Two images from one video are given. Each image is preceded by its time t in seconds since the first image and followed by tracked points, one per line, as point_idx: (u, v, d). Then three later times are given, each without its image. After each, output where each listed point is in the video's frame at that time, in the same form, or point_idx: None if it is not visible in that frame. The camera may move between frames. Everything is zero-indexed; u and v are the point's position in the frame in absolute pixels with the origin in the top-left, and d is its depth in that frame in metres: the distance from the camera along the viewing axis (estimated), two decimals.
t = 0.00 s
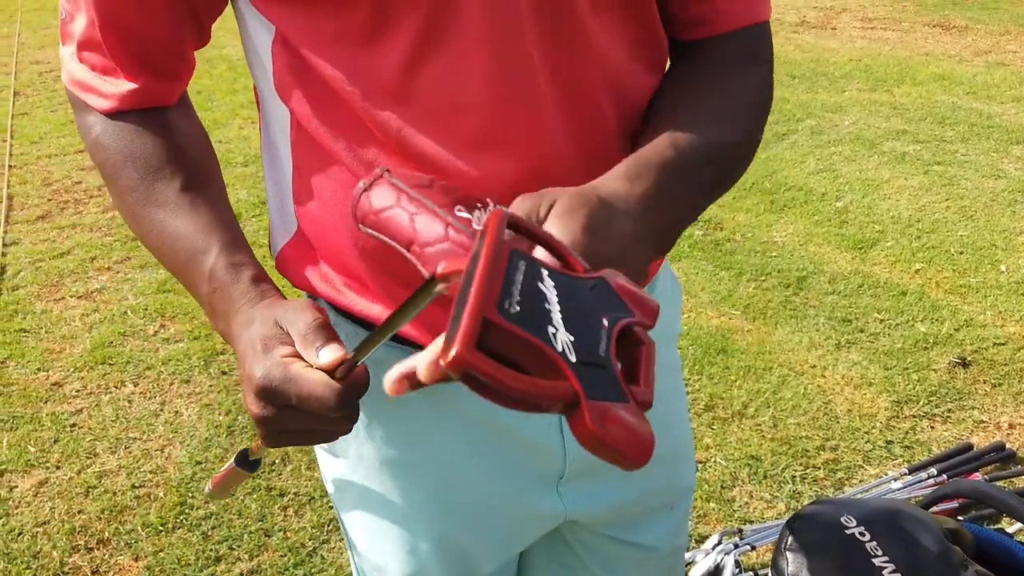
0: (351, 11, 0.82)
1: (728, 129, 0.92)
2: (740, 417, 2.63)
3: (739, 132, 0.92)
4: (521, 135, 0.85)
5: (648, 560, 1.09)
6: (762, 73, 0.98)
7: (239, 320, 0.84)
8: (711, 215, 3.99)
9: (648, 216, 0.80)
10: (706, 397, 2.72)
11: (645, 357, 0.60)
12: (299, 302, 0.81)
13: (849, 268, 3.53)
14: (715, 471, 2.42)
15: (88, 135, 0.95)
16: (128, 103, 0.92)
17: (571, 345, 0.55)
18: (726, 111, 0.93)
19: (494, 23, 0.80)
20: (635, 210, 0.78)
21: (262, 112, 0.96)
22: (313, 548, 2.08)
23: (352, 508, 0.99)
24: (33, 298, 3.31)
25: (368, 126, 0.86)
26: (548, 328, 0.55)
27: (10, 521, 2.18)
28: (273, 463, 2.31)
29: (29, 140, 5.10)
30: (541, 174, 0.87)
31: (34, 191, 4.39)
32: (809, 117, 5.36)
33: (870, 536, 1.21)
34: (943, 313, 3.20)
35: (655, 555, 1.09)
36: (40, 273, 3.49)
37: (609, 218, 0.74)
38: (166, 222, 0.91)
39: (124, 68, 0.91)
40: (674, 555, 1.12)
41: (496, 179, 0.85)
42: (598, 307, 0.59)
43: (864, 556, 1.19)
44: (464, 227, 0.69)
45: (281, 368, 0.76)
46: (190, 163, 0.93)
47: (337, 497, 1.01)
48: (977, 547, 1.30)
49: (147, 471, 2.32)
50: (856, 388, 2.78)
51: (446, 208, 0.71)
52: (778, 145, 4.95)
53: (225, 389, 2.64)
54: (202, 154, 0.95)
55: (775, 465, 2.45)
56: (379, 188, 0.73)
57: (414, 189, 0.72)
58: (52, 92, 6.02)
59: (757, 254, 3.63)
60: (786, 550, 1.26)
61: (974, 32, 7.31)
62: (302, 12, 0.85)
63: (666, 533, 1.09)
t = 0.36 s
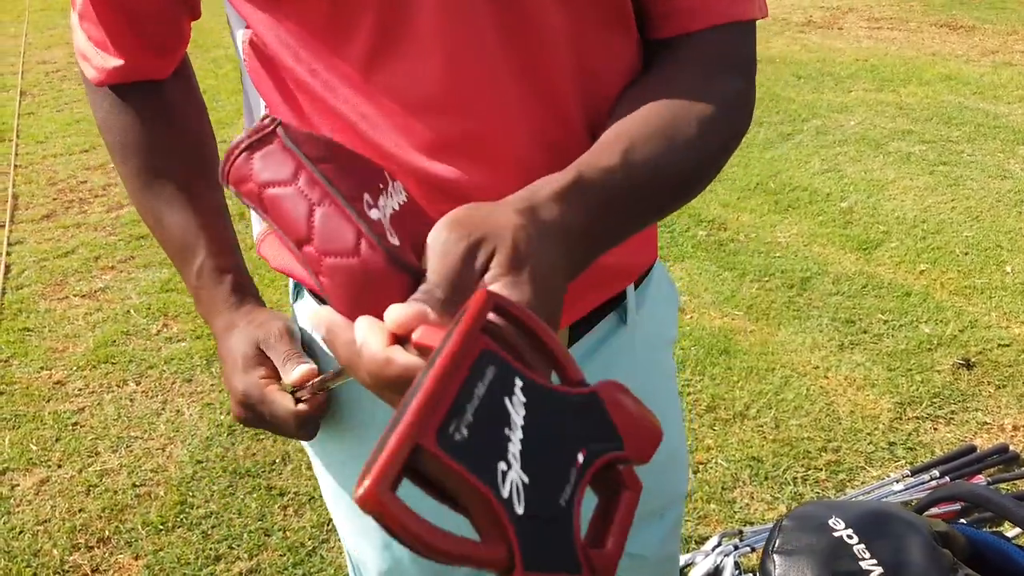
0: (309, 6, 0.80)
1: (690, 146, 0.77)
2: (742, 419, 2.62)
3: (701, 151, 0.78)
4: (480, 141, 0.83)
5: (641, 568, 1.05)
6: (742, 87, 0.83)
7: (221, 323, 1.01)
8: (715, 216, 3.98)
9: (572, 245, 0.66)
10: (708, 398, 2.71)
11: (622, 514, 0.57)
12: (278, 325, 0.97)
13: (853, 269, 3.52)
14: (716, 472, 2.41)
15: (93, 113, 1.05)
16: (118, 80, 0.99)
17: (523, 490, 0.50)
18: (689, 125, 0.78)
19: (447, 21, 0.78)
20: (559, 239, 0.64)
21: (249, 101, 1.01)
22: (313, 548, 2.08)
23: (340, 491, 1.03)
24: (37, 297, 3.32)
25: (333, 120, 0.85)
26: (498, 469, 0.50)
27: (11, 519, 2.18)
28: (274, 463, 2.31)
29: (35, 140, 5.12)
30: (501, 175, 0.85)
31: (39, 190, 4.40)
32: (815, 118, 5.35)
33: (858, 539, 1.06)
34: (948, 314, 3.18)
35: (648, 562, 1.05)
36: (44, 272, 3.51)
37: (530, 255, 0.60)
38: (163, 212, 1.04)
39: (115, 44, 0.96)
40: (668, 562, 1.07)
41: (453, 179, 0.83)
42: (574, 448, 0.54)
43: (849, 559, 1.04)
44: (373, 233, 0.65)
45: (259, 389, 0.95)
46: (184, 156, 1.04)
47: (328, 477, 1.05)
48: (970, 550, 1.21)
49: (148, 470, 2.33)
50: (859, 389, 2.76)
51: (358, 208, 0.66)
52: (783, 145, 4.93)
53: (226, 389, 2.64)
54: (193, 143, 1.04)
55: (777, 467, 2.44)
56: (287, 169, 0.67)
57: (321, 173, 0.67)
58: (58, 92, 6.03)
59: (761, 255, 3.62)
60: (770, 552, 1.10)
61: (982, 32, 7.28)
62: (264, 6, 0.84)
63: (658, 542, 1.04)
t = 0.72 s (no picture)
0: (271, 5, 0.79)
1: (620, 164, 0.64)
2: (745, 419, 2.61)
3: (645, 166, 0.65)
4: (444, 140, 0.80)
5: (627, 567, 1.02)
6: (698, 85, 0.69)
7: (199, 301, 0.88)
8: (721, 216, 3.97)
9: (457, 289, 0.56)
10: (711, 398, 2.70)
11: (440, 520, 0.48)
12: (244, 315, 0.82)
13: (859, 269, 3.50)
14: (718, 472, 2.40)
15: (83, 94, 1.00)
16: (101, 61, 0.95)
17: None
18: (623, 130, 0.65)
19: (408, 18, 0.75)
20: (437, 285, 0.55)
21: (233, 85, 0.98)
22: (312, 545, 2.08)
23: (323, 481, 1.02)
24: (44, 293, 3.33)
25: (302, 114, 0.84)
26: None
27: (14, 514, 2.19)
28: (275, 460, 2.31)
29: (44, 138, 5.15)
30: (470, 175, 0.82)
31: (48, 188, 4.42)
32: (823, 117, 5.32)
33: (844, 537, 1.15)
34: (954, 315, 3.16)
35: (634, 562, 1.02)
36: (51, 268, 3.52)
37: (384, 307, 0.52)
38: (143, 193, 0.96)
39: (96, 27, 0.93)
40: (657, 564, 1.04)
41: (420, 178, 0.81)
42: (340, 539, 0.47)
43: (835, 557, 1.13)
44: (223, 300, 0.67)
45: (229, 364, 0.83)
46: (168, 135, 0.97)
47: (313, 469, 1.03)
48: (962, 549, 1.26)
49: (150, 467, 2.33)
50: (863, 390, 2.75)
51: (216, 280, 0.69)
52: (790, 144, 4.92)
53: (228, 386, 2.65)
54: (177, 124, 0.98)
55: (779, 467, 2.42)
56: (158, 246, 0.72)
57: (186, 250, 0.71)
58: (68, 91, 6.07)
59: (766, 255, 3.61)
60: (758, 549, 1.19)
61: (992, 32, 7.24)
62: (234, 1, 0.83)
63: (643, 537, 1.01)
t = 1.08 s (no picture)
0: None
1: (596, 126, 0.64)
2: (755, 412, 2.59)
3: (620, 129, 0.65)
4: (439, 95, 0.78)
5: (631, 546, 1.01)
6: (675, 53, 0.67)
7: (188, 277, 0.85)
8: (733, 211, 3.94)
9: (422, 247, 0.58)
10: (721, 391, 2.68)
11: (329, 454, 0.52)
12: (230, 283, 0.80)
13: (872, 265, 3.46)
14: (727, 464, 2.37)
15: (63, 49, 1.00)
16: (84, 20, 0.95)
17: (218, 553, 0.52)
18: (602, 93, 0.65)
19: None
20: (400, 244, 0.57)
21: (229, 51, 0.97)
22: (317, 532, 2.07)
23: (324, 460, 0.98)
24: (55, 283, 3.34)
25: (296, 69, 0.83)
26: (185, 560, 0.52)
27: (22, 497, 2.19)
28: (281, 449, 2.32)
29: (58, 131, 5.18)
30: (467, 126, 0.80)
31: (60, 180, 4.44)
32: (837, 114, 5.28)
33: (850, 503, 1.38)
34: (968, 311, 3.12)
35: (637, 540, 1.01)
36: (62, 259, 3.54)
37: (347, 259, 0.55)
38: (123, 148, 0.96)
39: None
40: (661, 542, 1.03)
41: (414, 128, 0.79)
42: (225, 467, 0.52)
43: (843, 519, 1.37)
44: (194, 256, 0.68)
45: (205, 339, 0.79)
46: (149, 92, 0.97)
47: (311, 445, 1.00)
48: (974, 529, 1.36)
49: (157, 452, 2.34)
50: (875, 385, 2.72)
51: (189, 239, 0.70)
52: (804, 140, 4.88)
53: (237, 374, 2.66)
54: (159, 80, 0.98)
55: (789, 459, 2.40)
56: (134, 211, 0.73)
57: (161, 213, 0.71)
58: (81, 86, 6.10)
59: (778, 250, 3.58)
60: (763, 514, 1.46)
61: (1010, 30, 7.15)
62: None
63: (645, 513, 1.00)
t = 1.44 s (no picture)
0: None
1: (637, 72, 0.64)
2: (782, 406, 2.56)
3: (661, 76, 0.65)
4: (479, 50, 0.78)
5: (665, 522, 1.01)
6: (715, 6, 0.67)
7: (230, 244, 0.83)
8: (760, 208, 3.90)
9: (468, 180, 0.59)
10: (747, 385, 2.66)
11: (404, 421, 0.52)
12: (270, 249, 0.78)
13: (902, 262, 3.42)
14: (753, 458, 2.35)
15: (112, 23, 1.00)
16: None
17: (266, 468, 0.48)
18: (641, 42, 0.65)
19: None
20: (447, 175, 0.57)
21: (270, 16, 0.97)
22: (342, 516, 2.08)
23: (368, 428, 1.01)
24: (85, 269, 3.37)
25: (337, 25, 0.83)
26: (230, 462, 0.48)
27: (53, 476, 2.21)
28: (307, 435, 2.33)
29: (88, 123, 5.24)
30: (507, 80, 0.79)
31: (91, 170, 4.49)
32: (866, 112, 5.22)
33: (896, 466, 1.40)
34: (1001, 310, 3.07)
35: (671, 516, 1.01)
36: (92, 246, 3.57)
37: (396, 182, 0.55)
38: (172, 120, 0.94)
39: None
40: (696, 520, 1.03)
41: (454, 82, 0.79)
42: (308, 393, 0.50)
43: (890, 483, 1.39)
44: (243, 189, 0.71)
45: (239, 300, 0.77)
46: (195, 60, 0.96)
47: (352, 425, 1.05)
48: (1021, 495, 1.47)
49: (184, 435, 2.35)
50: (905, 381, 2.68)
51: (239, 173, 0.72)
52: (832, 138, 4.82)
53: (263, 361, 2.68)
54: (205, 52, 0.97)
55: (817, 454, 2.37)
56: (187, 151, 0.76)
57: (212, 152, 0.75)
58: (111, 79, 6.17)
59: (805, 246, 3.54)
60: (807, 476, 1.49)
61: None
62: None
63: (678, 488, 0.99)
